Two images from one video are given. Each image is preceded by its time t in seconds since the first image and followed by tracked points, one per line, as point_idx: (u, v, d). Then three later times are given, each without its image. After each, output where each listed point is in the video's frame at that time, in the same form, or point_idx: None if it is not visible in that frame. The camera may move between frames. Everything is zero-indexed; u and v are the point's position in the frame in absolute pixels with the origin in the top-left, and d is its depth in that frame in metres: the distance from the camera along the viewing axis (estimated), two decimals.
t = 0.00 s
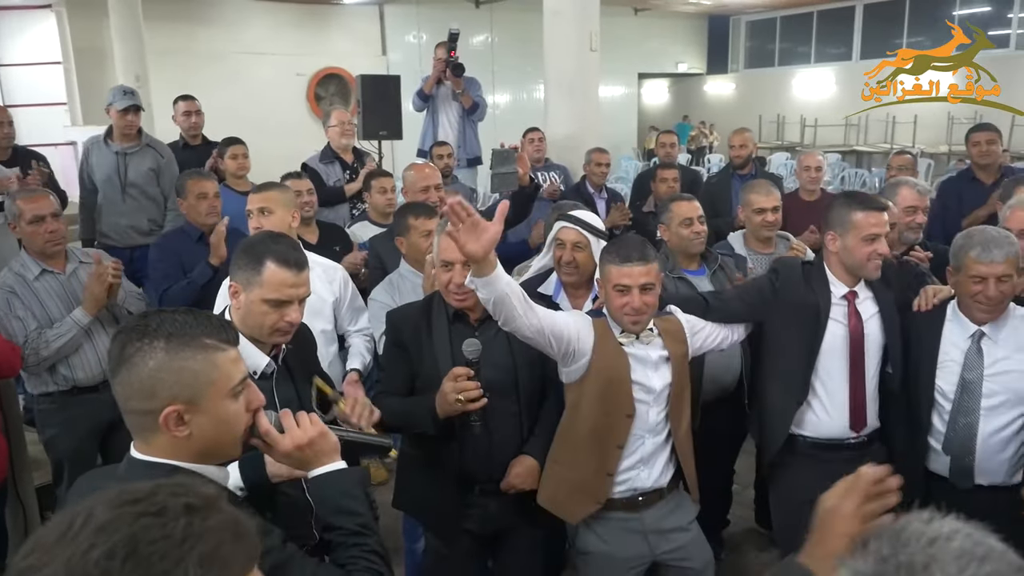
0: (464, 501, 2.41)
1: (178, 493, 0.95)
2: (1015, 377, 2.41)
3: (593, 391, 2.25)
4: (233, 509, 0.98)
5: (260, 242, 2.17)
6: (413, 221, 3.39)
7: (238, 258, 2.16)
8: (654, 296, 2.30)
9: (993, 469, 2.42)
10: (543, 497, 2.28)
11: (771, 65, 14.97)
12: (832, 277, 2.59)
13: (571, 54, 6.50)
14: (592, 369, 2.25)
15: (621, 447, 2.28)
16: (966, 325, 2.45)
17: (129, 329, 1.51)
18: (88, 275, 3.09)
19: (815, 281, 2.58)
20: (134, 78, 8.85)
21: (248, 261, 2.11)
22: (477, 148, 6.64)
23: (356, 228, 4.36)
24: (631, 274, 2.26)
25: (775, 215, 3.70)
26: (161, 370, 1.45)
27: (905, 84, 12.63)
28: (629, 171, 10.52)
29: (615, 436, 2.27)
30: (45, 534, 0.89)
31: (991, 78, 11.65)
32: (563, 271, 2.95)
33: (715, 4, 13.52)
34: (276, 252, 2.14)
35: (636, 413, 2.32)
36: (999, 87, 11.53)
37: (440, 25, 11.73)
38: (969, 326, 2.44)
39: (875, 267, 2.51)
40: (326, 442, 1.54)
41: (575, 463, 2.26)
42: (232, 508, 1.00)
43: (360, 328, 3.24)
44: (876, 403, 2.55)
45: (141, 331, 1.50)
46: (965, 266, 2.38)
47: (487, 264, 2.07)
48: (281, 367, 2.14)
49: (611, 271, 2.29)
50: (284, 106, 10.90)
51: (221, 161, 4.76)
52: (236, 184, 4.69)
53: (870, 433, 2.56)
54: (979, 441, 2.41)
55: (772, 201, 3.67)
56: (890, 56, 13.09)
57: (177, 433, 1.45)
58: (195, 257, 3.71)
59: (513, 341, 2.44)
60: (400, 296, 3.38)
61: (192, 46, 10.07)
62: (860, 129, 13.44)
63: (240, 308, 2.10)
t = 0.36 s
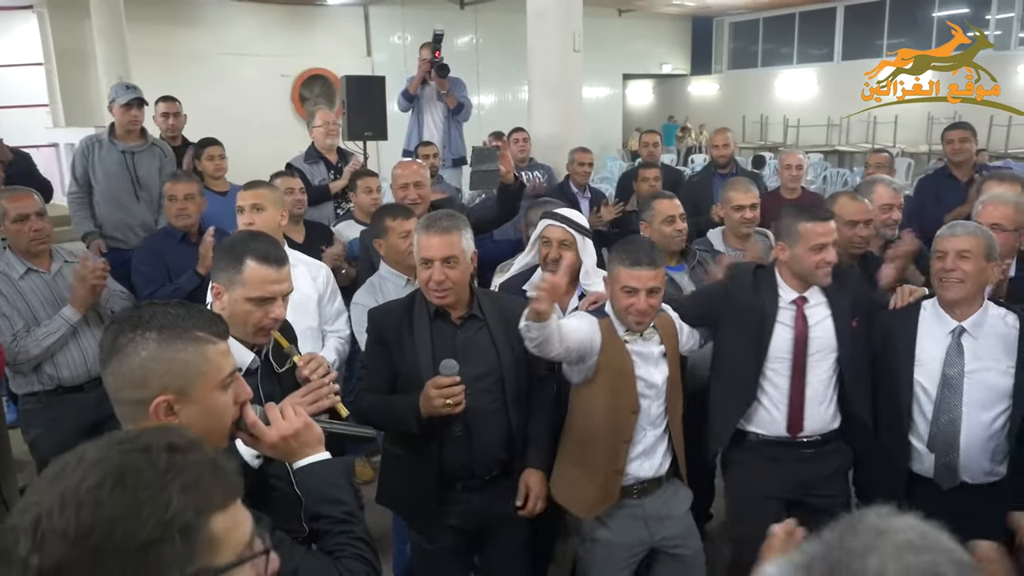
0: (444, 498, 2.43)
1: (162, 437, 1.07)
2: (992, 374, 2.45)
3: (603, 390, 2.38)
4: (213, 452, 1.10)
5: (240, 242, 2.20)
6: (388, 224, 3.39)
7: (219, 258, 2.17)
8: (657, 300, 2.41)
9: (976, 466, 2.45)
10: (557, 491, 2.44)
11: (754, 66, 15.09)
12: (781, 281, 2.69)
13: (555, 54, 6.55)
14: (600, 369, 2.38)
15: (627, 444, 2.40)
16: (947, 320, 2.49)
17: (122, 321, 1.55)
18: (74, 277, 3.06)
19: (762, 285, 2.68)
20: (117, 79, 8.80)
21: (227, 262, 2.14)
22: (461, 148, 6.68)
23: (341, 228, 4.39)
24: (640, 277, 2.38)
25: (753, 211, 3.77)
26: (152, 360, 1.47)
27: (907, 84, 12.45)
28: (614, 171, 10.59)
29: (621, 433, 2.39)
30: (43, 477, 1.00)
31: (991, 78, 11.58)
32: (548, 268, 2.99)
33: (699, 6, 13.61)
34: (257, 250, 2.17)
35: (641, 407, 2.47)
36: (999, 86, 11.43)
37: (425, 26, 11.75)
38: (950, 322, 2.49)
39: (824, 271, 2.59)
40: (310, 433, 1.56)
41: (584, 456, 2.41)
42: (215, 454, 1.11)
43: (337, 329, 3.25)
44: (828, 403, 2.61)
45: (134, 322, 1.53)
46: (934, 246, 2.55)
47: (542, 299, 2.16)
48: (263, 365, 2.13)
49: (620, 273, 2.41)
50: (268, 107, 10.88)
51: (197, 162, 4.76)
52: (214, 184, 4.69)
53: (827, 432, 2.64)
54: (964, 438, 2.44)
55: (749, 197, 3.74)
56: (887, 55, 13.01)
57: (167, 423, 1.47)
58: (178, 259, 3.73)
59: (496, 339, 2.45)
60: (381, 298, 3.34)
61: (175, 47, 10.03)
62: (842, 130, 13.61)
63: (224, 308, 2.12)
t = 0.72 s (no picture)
0: (430, 498, 2.43)
1: (180, 383, 1.26)
2: (982, 378, 2.46)
3: (637, 361, 2.43)
4: (229, 391, 1.28)
5: (230, 237, 2.19)
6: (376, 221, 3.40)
7: (207, 254, 2.16)
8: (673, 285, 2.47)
9: (962, 474, 2.47)
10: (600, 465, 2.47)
11: (742, 66, 15.16)
12: (729, 281, 2.77)
13: (542, 52, 6.57)
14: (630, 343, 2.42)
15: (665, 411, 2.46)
16: (939, 322, 2.53)
17: (108, 315, 1.55)
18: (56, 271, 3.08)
19: (713, 284, 2.78)
20: (103, 77, 8.75)
21: (218, 256, 2.12)
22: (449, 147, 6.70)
23: (329, 225, 4.39)
24: (659, 262, 2.42)
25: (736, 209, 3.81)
26: (137, 354, 1.47)
27: (905, 84, 12.43)
28: (602, 170, 10.63)
29: (659, 401, 2.44)
30: (87, 425, 1.21)
31: (991, 79, 11.50)
32: (537, 266, 3.00)
33: (687, 5, 13.67)
34: (246, 247, 2.16)
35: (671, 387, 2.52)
36: (999, 87, 11.35)
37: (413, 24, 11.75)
38: (942, 323, 2.52)
39: (772, 270, 2.66)
40: (298, 428, 1.58)
41: (613, 429, 2.45)
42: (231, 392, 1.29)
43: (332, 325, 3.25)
44: (780, 404, 2.65)
45: (120, 316, 1.54)
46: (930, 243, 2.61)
47: (637, 222, 2.33)
48: (250, 363, 2.12)
49: (641, 257, 2.44)
50: (255, 105, 10.84)
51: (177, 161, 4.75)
52: (196, 183, 4.65)
53: (782, 433, 2.65)
54: (948, 444, 2.46)
55: (730, 194, 3.78)
56: (887, 55, 12.88)
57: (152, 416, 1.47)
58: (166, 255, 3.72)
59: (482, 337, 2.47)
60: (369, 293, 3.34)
61: (162, 45, 9.98)
62: (828, 128, 13.73)
63: (213, 305, 2.12)
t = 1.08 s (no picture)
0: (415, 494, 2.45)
1: (156, 395, 1.27)
2: (943, 382, 2.52)
3: (607, 371, 2.48)
4: (205, 397, 1.29)
5: (216, 234, 2.20)
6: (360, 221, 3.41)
7: (192, 251, 2.17)
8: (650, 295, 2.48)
9: (924, 474, 2.54)
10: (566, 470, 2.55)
11: (725, 66, 15.26)
12: (719, 279, 2.85)
13: (526, 53, 6.61)
14: (601, 356, 2.48)
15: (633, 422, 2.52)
16: (905, 327, 2.60)
17: (86, 315, 1.57)
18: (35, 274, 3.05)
19: (702, 281, 2.84)
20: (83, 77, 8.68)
21: (203, 253, 2.13)
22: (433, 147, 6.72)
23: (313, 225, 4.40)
24: (635, 275, 2.43)
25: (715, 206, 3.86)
26: (116, 353, 1.49)
27: (908, 84, 12.26)
28: (586, 169, 10.68)
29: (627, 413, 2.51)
30: (63, 443, 1.21)
31: (991, 78, 11.42)
32: (518, 265, 3.02)
33: (670, 5, 13.74)
34: (233, 244, 2.18)
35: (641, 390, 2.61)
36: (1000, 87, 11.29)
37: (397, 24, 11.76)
38: (907, 329, 2.59)
39: (760, 268, 2.75)
40: (280, 421, 1.59)
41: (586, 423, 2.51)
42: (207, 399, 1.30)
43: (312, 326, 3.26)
44: (767, 401, 2.77)
45: (97, 316, 1.55)
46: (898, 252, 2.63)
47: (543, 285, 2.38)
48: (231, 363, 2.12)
49: (616, 269, 2.45)
50: (238, 106, 10.78)
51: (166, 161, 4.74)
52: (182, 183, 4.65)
53: (770, 427, 2.79)
54: (917, 445, 2.53)
55: (710, 192, 3.83)
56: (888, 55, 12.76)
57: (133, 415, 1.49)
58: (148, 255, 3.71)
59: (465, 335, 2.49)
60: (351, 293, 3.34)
61: (143, 45, 9.91)
62: (810, 128, 13.89)
63: (197, 302, 2.12)
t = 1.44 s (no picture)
0: (400, 487, 2.48)
1: (15, 442, 1.07)
2: (888, 356, 2.65)
3: (545, 373, 2.45)
4: (76, 444, 1.10)
5: (198, 233, 2.23)
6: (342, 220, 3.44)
7: (174, 251, 2.19)
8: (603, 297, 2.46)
9: (872, 444, 2.69)
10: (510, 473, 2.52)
11: (711, 65, 15.35)
12: (733, 275, 2.87)
13: (512, 52, 6.64)
14: (542, 359, 2.46)
15: (580, 428, 2.46)
16: (855, 306, 2.75)
17: (72, 308, 1.58)
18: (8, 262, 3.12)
19: (716, 278, 2.86)
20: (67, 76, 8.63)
21: (186, 253, 2.16)
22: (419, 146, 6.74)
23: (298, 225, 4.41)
24: (585, 280, 2.41)
25: (696, 204, 3.91)
26: (104, 344, 1.51)
27: (907, 84, 12.28)
28: (574, 168, 10.73)
29: (573, 417, 2.45)
30: None
31: (990, 78, 11.47)
32: (497, 263, 3.05)
33: (657, 5, 13.82)
34: (215, 244, 2.20)
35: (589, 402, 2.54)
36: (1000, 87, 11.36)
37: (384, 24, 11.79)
38: (858, 307, 2.74)
39: (773, 266, 2.78)
40: (265, 412, 1.64)
41: (534, 438, 2.48)
42: (80, 442, 1.12)
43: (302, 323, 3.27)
44: (771, 393, 2.81)
45: (84, 308, 1.56)
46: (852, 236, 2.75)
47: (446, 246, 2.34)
48: (215, 358, 2.16)
49: (564, 277, 2.42)
50: (224, 105, 10.75)
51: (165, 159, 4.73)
52: (181, 182, 4.64)
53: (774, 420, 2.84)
54: (863, 415, 2.68)
55: (691, 191, 3.87)
56: (886, 54, 12.72)
57: (119, 406, 1.50)
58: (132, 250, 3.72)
59: (450, 330, 2.52)
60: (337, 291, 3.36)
61: (127, 44, 9.86)
62: (795, 127, 14.03)
63: (178, 301, 2.14)
